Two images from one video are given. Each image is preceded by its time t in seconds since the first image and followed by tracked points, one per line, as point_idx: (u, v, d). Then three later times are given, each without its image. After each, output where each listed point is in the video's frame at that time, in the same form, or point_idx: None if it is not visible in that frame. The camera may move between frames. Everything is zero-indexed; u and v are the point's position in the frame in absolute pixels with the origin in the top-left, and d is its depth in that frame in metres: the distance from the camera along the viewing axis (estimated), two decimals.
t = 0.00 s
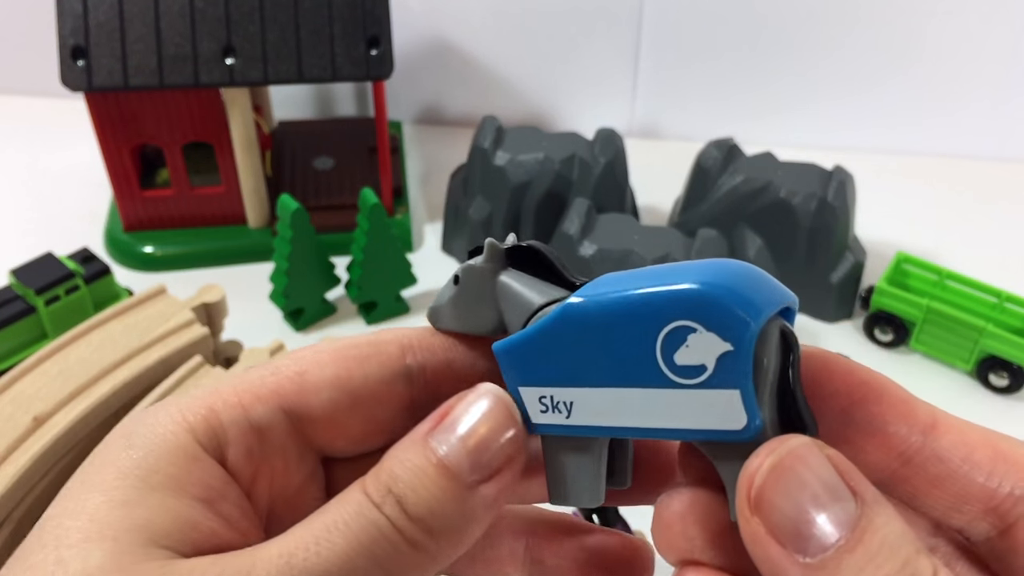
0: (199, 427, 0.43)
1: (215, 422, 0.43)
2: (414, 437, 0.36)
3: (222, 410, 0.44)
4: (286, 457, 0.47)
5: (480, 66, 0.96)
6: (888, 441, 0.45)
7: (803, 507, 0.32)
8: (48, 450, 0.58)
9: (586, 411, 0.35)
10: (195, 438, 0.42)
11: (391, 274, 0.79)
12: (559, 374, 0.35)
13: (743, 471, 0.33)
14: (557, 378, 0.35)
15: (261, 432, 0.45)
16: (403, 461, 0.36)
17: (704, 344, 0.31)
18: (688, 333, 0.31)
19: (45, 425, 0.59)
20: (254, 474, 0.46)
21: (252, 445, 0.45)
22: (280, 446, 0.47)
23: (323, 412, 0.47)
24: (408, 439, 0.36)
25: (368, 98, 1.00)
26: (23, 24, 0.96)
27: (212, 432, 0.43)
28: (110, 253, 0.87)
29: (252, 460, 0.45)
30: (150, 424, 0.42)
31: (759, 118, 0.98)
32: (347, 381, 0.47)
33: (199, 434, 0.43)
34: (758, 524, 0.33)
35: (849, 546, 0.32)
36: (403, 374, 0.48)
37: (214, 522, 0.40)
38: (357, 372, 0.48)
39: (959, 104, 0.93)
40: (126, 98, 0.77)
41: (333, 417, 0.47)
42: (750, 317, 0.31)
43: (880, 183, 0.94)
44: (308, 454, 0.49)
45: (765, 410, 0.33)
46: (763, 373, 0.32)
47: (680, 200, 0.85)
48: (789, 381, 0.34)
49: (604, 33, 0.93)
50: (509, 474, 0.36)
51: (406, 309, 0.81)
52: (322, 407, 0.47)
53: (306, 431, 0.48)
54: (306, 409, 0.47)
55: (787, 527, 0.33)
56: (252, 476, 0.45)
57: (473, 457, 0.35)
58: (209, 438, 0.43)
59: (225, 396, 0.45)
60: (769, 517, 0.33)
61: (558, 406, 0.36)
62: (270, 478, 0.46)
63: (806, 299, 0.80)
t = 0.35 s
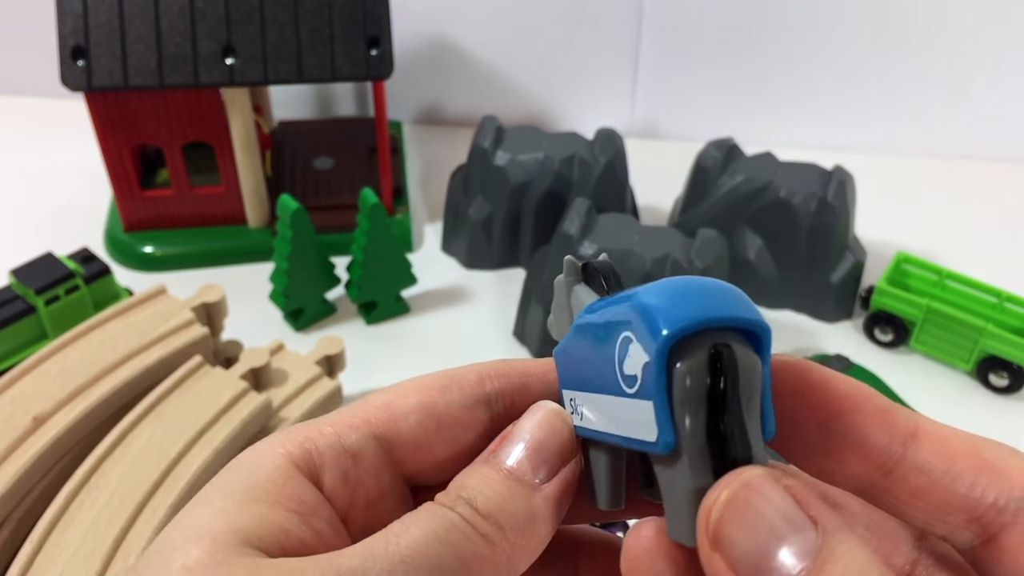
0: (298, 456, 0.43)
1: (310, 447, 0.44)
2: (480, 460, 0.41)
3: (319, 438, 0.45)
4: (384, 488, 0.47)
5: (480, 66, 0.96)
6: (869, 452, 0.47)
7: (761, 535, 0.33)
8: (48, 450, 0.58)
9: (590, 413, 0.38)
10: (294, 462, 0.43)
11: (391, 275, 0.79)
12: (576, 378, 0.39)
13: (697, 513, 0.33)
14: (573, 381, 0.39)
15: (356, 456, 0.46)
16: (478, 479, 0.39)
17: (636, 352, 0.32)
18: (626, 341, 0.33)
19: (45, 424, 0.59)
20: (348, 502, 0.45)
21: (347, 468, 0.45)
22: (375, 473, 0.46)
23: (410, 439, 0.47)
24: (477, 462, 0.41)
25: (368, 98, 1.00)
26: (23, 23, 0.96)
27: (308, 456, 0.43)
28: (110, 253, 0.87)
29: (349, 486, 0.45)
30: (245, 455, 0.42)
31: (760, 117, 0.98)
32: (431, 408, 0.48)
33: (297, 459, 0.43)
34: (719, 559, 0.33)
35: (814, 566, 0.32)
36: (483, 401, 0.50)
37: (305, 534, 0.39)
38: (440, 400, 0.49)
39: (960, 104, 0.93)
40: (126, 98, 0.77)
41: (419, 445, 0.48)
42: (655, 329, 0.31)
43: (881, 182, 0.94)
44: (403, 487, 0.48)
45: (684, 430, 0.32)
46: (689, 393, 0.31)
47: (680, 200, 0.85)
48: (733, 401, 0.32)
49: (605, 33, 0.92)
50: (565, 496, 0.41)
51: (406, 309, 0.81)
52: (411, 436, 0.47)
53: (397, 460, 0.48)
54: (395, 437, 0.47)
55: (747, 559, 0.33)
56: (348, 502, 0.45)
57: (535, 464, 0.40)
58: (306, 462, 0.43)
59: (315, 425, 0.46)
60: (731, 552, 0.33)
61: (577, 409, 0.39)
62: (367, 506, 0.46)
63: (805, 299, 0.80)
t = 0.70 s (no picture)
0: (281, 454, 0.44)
1: (293, 446, 0.44)
2: (479, 444, 0.40)
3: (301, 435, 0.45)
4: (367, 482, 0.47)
5: (480, 66, 0.96)
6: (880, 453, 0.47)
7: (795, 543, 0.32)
8: (48, 451, 0.58)
9: (600, 404, 0.37)
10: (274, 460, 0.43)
11: (391, 274, 0.79)
12: (582, 363, 0.37)
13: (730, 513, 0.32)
14: (581, 369, 0.37)
15: (340, 454, 0.46)
16: (471, 463, 0.39)
17: (676, 354, 0.31)
18: (667, 342, 0.32)
19: (44, 425, 0.59)
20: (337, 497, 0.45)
21: (331, 464, 0.45)
22: (360, 471, 0.47)
23: (395, 434, 0.48)
24: (474, 446, 0.40)
25: (368, 98, 1.00)
26: (23, 23, 0.96)
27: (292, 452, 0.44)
28: (110, 253, 0.87)
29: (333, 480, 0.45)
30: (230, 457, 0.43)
31: (759, 118, 0.98)
32: (416, 404, 0.49)
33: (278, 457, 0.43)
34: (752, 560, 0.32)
35: (850, 574, 0.31)
36: (470, 396, 0.50)
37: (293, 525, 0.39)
38: (425, 397, 0.49)
39: (960, 106, 0.93)
40: (125, 98, 0.77)
41: (404, 439, 0.48)
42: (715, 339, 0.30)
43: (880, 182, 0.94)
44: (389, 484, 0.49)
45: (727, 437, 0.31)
46: (735, 400, 0.31)
47: (681, 200, 0.85)
48: (774, 416, 0.31)
49: (604, 34, 0.93)
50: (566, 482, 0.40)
51: (406, 309, 0.81)
52: (395, 430, 0.48)
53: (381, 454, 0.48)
54: (379, 431, 0.48)
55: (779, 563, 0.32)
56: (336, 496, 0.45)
57: (533, 451, 0.39)
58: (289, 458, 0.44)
59: (298, 425, 0.46)
60: (764, 554, 0.32)
61: (582, 396, 0.38)
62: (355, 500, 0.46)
63: (806, 299, 0.80)
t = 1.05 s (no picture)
0: (160, 456, 0.41)
1: (172, 448, 0.42)
2: (514, 480, 0.33)
3: (172, 428, 0.43)
4: (253, 468, 0.47)
5: (480, 66, 0.96)
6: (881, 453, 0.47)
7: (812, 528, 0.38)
8: (48, 451, 0.58)
9: (732, 435, 0.34)
10: (160, 469, 0.41)
11: (391, 274, 0.79)
12: (713, 393, 0.33)
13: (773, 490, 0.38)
14: (714, 397, 0.33)
15: (221, 448, 0.45)
16: (492, 498, 0.33)
17: (824, 379, 0.37)
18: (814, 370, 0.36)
19: (44, 425, 0.59)
20: (222, 492, 0.45)
21: (215, 463, 0.44)
22: (244, 458, 0.46)
23: (281, 417, 0.47)
24: (507, 481, 0.33)
25: (368, 98, 1.00)
26: (23, 24, 0.96)
27: (172, 456, 0.42)
28: (109, 253, 0.87)
29: (217, 479, 0.44)
30: (92, 468, 0.39)
31: (759, 118, 0.98)
32: (303, 382, 0.48)
33: (160, 463, 0.41)
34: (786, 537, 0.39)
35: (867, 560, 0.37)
36: (360, 368, 0.50)
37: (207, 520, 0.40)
38: (314, 375, 0.48)
39: (960, 105, 0.93)
40: (126, 98, 0.77)
41: (290, 421, 0.48)
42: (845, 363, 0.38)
43: (880, 183, 0.94)
44: (270, 461, 0.49)
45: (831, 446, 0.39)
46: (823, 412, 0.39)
47: (680, 200, 0.85)
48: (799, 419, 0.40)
49: (604, 33, 0.92)
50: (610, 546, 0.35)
51: (406, 309, 0.81)
52: (279, 412, 0.47)
53: (263, 437, 0.48)
54: (263, 416, 0.47)
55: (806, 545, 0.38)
56: (223, 493, 0.45)
57: (579, 521, 0.33)
58: (171, 463, 0.41)
59: (171, 414, 0.44)
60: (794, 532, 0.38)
61: (705, 429, 0.33)
62: (241, 490, 0.46)
63: (805, 299, 0.80)
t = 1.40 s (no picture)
0: (177, 502, 0.39)
1: (192, 496, 0.40)
2: (547, 537, 0.34)
3: (196, 475, 0.41)
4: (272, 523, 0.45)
5: (480, 66, 0.96)
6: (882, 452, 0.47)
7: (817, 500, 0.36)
8: (48, 451, 0.58)
9: (798, 396, 0.34)
10: (177, 513, 0.39)
11: (391, 274, 0.79)
12: (785, 350, 0.33)
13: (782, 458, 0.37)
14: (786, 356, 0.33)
15: (241, 498, 0.43)
16: (524, 553, 0.33)
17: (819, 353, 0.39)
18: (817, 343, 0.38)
19: (44, 425, 0.59)
20: (238, 544, 0.43)
21: (233, 513, 0.42)
22: (262, 511, 0.44)
23: (298, 474, 0.45)
24: (540, 537, 0.34)
25: (368, 98, 1.00)
26: (24, 24, 0.96)
27: (191, 503, 0.40)
28: (109, 253, 0.87)
29: (235, 528, 0.42)
30: (112, 507, 0.37)
31: (759, 118, 0.98)
32: (323, 440, 0.45)
33: (178, 508, 0.39)
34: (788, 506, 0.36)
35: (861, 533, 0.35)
36: (383, 433, 0.47)
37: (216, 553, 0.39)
38: (335, 434, 0.45)
39: (960, 105, 0.93)
40: (126, 99, 0.77)
41: (308, 478, 0.45)
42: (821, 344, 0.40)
43: (881, 183, 0.94)
44: (286, 514, 0.46)
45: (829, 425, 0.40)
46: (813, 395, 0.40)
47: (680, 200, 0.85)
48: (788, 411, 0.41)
49: (605, 34, 0.93)
50: None
51: (406, 309, 0.81)
52: (295, 469, 0.45)
53: (281, 490, 0.45)
54: (281, 471, 0.44)
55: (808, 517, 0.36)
56: (239, 545, 0.43)
57: None
58: (189, 509, 0.40)
59: (193, 458, 0.41)
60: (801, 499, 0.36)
61: (787, 388, 0.33)
62: (259, 544, 0.44)
63: (805, 299, 0.80)
